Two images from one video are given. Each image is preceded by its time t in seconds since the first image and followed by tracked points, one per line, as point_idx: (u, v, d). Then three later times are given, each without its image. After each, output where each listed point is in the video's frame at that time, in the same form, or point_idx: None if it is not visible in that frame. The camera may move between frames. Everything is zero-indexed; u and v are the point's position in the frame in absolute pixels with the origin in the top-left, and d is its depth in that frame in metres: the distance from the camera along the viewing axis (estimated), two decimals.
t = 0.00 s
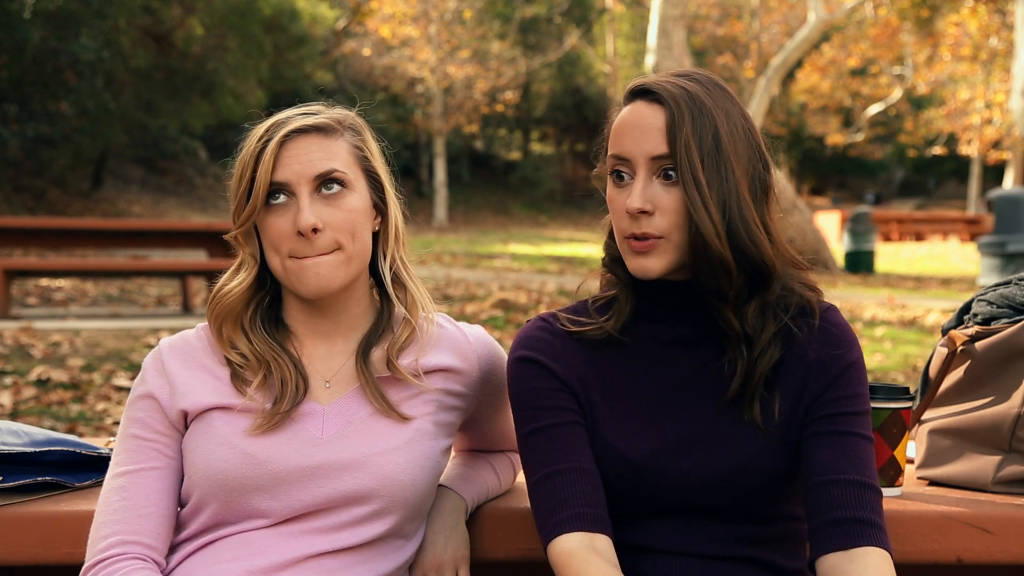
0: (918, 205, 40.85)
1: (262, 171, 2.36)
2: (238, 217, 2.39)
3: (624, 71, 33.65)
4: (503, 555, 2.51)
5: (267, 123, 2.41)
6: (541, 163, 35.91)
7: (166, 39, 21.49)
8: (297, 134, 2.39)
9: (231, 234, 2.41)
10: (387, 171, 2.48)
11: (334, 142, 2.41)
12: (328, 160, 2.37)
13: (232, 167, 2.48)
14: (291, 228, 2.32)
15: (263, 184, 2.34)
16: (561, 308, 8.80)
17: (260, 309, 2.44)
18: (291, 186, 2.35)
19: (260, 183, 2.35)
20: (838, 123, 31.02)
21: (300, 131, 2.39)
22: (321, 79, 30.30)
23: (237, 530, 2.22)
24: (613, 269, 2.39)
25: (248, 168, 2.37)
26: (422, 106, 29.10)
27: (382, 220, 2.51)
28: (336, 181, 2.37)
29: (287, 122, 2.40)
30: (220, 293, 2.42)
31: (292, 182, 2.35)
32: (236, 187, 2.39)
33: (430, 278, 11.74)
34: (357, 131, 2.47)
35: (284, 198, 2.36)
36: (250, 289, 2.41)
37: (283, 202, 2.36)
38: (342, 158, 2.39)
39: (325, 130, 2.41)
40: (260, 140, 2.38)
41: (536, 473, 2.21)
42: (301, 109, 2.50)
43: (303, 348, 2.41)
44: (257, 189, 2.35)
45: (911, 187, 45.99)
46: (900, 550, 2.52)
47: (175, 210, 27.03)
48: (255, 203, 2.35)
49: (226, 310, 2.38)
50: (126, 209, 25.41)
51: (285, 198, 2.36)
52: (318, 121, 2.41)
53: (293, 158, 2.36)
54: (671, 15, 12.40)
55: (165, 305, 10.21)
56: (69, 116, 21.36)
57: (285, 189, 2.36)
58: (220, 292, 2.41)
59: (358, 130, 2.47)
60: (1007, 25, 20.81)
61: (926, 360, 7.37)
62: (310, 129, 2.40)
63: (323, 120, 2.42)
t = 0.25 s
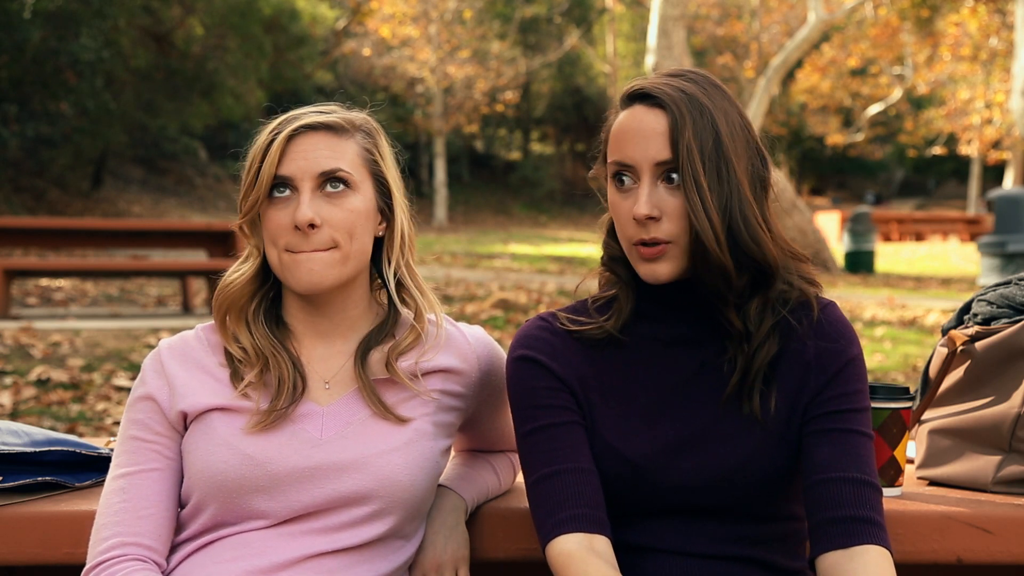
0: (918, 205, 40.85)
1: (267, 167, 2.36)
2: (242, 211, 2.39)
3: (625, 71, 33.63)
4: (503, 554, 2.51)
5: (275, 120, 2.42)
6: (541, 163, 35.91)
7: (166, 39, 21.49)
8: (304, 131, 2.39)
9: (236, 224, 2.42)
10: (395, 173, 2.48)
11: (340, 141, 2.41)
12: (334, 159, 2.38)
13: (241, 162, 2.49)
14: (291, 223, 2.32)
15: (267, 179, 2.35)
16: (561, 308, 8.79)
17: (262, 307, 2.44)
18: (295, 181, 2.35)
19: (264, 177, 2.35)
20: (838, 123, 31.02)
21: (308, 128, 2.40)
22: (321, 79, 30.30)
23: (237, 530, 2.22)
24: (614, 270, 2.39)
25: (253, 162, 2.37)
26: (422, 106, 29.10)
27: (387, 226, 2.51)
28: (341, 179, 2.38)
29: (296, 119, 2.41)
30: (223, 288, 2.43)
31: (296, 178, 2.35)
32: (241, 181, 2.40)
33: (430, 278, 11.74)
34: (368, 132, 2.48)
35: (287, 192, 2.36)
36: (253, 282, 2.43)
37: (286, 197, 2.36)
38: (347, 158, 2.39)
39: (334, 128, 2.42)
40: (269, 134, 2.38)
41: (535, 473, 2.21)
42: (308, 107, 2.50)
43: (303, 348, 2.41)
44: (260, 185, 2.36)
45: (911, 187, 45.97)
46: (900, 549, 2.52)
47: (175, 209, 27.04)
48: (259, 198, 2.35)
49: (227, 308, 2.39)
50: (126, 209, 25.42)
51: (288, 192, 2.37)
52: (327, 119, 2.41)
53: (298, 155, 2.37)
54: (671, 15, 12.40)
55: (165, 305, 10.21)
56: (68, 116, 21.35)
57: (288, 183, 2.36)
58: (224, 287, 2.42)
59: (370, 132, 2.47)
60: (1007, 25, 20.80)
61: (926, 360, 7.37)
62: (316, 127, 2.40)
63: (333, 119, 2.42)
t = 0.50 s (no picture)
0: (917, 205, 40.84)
1: (276, 163, 2.36)
2: (249, 207, 2.40)
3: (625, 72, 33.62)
4: (503, 555, 2.51)
5: (288, 117, 2.42)
6: (541, 163, 35.91)
7: (167, 39, 21.48)
8: (316, 130, 2.39)
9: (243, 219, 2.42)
10: (403, 177, 2.48)
11: (353, 144, 2.42)
12: (344, 159, 2.38)
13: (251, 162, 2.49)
14: (296, 220, 2.33)
15: (275, 174, 2.35)
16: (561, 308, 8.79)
17: (265, 306, 2.45)
18: (303, 178, 2.35)
19: (272, 173, 2.35)
20: (838, 123, 30.99)
21: (322, 127, 2.40)
22: (321, 80, 30.30)
23: (237, 530, 2.22)
24: (612, 270, 2.40)
25: (264, 159, 2.37)
26: (422, 106, 29.11)
27: (392, 230, 2.51)
28: (350, 181, 2.38)
29: (310, 116, 2.41)
30: (230, 285, 2.43)
31: (304, 176, 2.35)
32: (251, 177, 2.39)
33: (430, 278, 11.74)
34: (382, 135, 2.48)
35: (295, 189, 2.36)
36: (258, 278, 2.45)
37: (294, 194, 2.36)
38: (357, 159, 2.39)
39: (346, 130, 2.42)
40: (280, 132, 2.38)
41: (533, 477, 2.21)
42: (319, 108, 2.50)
43: (304, 347, 2.41)
44: (268, 180, 2.36)
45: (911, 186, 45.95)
46: (900, 549, 2.53)
47: (175, 209, 27.03)
48: (266, 192, 2.35)
49: (231, 305, 2.40)
50: (126, 209, 25.42)
51: (296, 190, 2.36)
52: (339, 119, 2.41)
53: (309, 153, 2.37)
54: (671, 15, 12.40)
55: (165, 305, 10.21)
56: (68, 116, 21.32)
57: (296, 181, 2.36)
58: (229, 282, 2.44)
59: (380, 134, 2.47)
60: (1007, 25, 20.78)
61: (926, 360, 7.37)
62: (329, 126, 2.40)
63: (346, 120, 2.42)
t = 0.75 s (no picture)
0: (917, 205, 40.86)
1: (279, 161, 2.36)
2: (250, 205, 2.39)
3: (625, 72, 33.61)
4: (503, 555, 2.51)
5: (292, 116, 2.42)
6: (541, 163, 35.92)
7: (167, 39, 21.48)
8: (321, 129, 2.39)
9: (244, 218, 2.42)
10: (405, 177, 2.48)
11: (357, 144, 2.42)
12: (349, 158, 2.38)
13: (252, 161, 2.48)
14: (300, 218, 2.32)
15: (279, 173, 2.34)
16: (561, 308, 8.79)
17: (265, 307, 2.44)
18: (307, 177, 2.35)
19: (277, 172, 2.35)
20: (838, 123, 31.00)
21: (325, 126, 2.40)
22: (321, 80, 30.30)
23: (237, 531, 2.22)
24: (613, 270, 2.40)
25: (268, 155, 2.37)
26: (422, 106, 29.11)
27: (393, 230, 2.51)
28: (353, 180, 2.38)
29: (314, 115, 2.41)
30: (231, 285, 2.44)
31: (308, 175, 2.35)
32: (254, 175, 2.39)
33: (430, 278, 11.74)
34: (383, 134, 2.48)
35: (298, 188, 2.36)
36: (260, 278, 2.45)
37: (297, 193, 2.36)
38: (361, 158, 2.39)
39: (350, 129, 2.42)
40: (285, 130, 2.38)
41: (534, 479, 2.21)
42: (321, 107, 2.50)
43: (304, 347, 2.41)
44: (272, 178, 2.35)
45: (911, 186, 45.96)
46: (900, 549, 2.53)
47: (175, 209, 27.03)
48: (269, 191, 2.34)
49: (233, 305, 2.40)
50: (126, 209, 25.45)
51: (299, 189, 2.36)
52: (343, 119, 2.41)
53: (313, 151, 2.37)
54: (671, 15, 12.40)
55: (165, 305, 10.21)
56: (69, 116, 21.33)
57: (300, 179, 2.36)
58: (230, 281, 2.43)
59: (383, 135, 2.47)
60: (1007, 25, 20.78)
61: (926, 360, 7.37)
62: (333, 125, 2.40)
63: (350, 119, 2.42)
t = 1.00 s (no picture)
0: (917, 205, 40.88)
1: (279, 157, 2.36)
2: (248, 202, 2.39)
3: (625, 72, 33.59)
4: (504, 555, 2.51)
5: (292, 113, 2.42)
6: (541, 163, 35.93)
7: (167, 39, 21.47)
8: (322, 125, 2.40)
9: (244, 218, 2.41)
10: (404, 177, 2.48)
11: (357, 142, 2.42)
12: (349, 156, 2.38)
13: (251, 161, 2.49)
14: (300, 215, 2.32)
15: (280, 170, 2.34)
16: (561, 308, 8.78)
17: (265, 307, 2.44)
18: (307, 175, 2.35)
19: (277, 167, 2.35)
20: (838, 123, 31.00)
21: (326, 124, 2.40)
22: (321, 80, 30.31)
23: (236, 529, 2.22)
24: (616, 268, 2.41)
25: (268, 153, 2.37)
26: (422, 106, 29.13)
27: (393, 230, 2.51)
28: (353, 178, 2.38)
29: (314, 113, 2.41)
30: (233, 282, 2.44)
31: (309, 172, 2.35)
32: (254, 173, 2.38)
33: (430, 278, 11.74)
34: (383, 135, 2.48)
35: (299, 185, 2.36)
36: (261, 276, 2.44)
37: (298, 190, 2.36)
38: (362, 156, 2.39)
39: (351, 127, 2.42)
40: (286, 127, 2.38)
41: (536, 481, 2.21)
42: (321, 106, 2.50)
43: (303, 347, 2.41)
44: (273, 175, 2.35)
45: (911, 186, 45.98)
46: (900, 550, 2.53)
47: (175, 210, 27.07)
48: (269, 188, 2.34)
49: (234, 304, 2.40)
50: (126, 209, 25.52)
51: (299, 186, 2.36)
52: (345, 117, 2.41)
53: (314, 149, 2.37)
54: (671, 14, 12.40)
55: (165, 305, 10.21)
56: (69, 116, 21.30)
57: (300, 177, 2.36)
58: (231, 281, 2.43)
59: (383, 135, 2.47)
60: (1007, 25, 20.79)
61: (926, 359, 7.37)
62: (333, 123, 2.40)
63: (350, 118, 2.42)
